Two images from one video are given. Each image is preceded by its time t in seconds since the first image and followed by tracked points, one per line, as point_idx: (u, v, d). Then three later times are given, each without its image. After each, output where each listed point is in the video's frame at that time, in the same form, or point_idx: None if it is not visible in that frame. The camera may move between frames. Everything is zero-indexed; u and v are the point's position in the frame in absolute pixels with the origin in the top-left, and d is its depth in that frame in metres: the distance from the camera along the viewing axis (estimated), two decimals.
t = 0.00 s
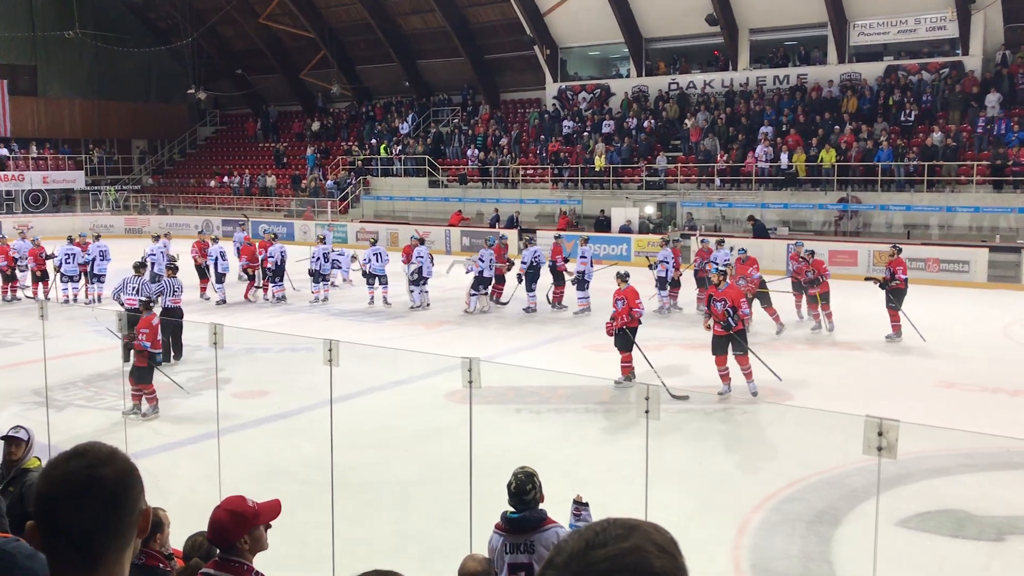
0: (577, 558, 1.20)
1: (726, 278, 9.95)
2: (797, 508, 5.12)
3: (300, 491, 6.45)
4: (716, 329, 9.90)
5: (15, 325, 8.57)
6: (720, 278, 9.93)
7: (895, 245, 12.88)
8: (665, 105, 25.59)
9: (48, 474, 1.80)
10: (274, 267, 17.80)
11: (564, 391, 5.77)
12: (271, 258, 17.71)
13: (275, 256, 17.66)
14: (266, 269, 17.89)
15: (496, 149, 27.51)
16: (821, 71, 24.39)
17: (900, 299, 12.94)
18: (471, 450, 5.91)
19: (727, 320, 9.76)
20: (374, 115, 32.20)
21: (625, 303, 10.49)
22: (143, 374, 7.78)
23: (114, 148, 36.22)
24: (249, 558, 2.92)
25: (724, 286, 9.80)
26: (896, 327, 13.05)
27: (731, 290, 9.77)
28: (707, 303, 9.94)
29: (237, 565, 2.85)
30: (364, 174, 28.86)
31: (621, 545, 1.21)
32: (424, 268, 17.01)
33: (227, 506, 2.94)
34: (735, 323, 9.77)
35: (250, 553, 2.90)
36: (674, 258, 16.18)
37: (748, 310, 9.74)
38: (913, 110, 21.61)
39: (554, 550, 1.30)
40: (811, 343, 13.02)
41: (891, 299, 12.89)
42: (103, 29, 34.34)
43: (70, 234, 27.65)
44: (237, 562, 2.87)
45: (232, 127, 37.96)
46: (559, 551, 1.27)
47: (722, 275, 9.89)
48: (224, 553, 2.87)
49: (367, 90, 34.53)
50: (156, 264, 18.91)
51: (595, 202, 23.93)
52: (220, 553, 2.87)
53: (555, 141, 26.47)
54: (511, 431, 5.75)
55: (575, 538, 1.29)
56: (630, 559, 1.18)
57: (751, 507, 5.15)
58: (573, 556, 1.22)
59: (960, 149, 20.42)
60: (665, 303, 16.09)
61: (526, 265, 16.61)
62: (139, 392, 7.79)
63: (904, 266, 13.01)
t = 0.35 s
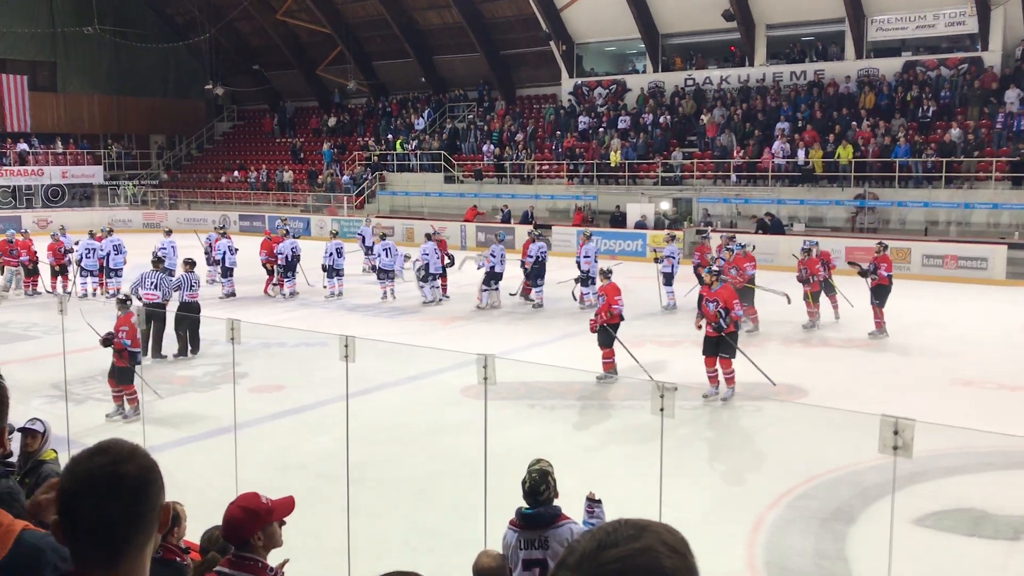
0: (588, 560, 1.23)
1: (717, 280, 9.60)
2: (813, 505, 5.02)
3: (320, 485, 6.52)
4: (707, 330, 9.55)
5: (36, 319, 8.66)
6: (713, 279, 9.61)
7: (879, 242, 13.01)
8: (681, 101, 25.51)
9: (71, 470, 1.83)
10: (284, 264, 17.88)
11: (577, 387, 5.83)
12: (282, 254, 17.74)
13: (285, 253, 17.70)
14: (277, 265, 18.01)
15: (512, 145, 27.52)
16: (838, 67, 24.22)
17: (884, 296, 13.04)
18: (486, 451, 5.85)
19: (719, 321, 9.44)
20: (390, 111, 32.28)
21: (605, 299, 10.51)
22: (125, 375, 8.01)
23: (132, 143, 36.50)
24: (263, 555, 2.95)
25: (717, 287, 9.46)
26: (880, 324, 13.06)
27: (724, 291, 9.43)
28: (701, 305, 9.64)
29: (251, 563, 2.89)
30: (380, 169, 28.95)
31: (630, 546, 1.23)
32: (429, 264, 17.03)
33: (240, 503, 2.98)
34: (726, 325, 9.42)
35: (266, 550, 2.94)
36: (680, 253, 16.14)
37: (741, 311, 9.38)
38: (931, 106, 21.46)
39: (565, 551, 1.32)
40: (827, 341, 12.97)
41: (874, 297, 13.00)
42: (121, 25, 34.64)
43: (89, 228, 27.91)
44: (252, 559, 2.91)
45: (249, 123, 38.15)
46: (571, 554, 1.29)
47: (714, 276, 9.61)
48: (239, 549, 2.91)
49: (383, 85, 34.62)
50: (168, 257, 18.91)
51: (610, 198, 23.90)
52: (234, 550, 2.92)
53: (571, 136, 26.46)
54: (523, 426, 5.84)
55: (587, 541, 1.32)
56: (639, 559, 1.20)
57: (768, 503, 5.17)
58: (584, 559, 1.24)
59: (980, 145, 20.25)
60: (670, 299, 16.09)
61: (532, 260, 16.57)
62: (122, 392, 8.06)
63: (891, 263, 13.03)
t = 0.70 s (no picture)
0: (600, 550, 1.21)
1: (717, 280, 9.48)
2: (822, 500, 5.02)
3: (331, 476, 6.56)
4: (696, 329, 9.38)
5: (47, 307, 8.68)
6: (711, 278, 9.50)
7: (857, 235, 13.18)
8: (693, 93, 25.41)
9: (82, 460, 1.83)
10: (289, 254, 17.91)
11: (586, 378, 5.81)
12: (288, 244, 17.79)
13: (291, 243, 17.75)
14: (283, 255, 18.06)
15: (522, 135, 27.47)
16: (851, 59, 24.08)
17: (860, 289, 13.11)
18: (497, 440, 5.91)
19: (708, 322, 9.26)
20: (401, 100, 32.24)
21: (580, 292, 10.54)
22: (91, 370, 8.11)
23: (143, 132, 36.58)
24: (277, 546, 2.95)
25: (713, 287, 9.36)
26: (857, 316, 13.09)
27: (720, 291, 9.34)
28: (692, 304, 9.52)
29: (268, 552, 2.88)
30: (390, 159, 28.95)
31: (639, 537, 1.21)
32: (431, 256, 17.09)
33: (257, 493, 3.01)
34: (715, 326, 9.25)
35: (280, 540, 2.94)
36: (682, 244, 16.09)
37: (732, 315, 9.27)
38: (945, 99, 21.35)
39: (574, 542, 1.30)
40: (837, 335, 12.95)
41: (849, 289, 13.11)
42: (132, 14, 34.69)
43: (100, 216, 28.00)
44: (268, 549, 2.91)
45: (259, 112, 38.17)
46: (582, 543, 1.28)
47: (711, 275, 9.50)
48: (255, 539, 2.92)
49: (393, 75, 34.60)
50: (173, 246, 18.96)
51: (621, 189, 23.77)
52: (249, 538, 2.93)
53: (581, 127, 26.40)
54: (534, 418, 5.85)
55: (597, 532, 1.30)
56: (648, 550, 1.20)
57: (777, 496, 5.15)
58: (593, 549, 1.23)
59: (994, 138, 20.10)
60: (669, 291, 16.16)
61: (533, 251, 16.69)
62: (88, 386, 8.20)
63: (867, 256, 13.27)
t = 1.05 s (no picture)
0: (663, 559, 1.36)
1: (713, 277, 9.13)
2: (832, 496, 5.08)
3: (339, 466, 6.52)
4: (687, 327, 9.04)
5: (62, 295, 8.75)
6: (707, 275, 9.14)
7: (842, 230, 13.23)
8: (708, 85, 25.33)
9: (97, 450, 1.85)
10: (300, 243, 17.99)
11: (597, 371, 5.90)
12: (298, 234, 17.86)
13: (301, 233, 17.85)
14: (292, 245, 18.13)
15: (535, 128, 27.46)
16: (868, 53, 23.95)
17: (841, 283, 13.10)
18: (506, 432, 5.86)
19: (700, 320, 8.91)
20: (415, 92, 32.27)
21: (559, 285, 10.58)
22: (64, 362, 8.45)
23: (157, 122, 36.67)
24: (298, 538, 2.96)
25: (709, 285, 9.03)
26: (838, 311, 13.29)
27: (715, 291, 9.02)
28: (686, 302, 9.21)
29: (293, 546, 2.87)
30: (403, 151, 29.00)
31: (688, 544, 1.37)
32: (442, 246, 17.13)
33: (280, 485, 3.05)
34: (707, 326, 8.91)
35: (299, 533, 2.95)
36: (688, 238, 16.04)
37: (726, 316, 8.91)
38: (962, 93, 21.20)
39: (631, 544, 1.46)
40: (849, 329, 12.93)
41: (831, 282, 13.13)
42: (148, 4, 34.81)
43: (115, 205, 28.21)
44: (292, 542, 2.90)
45: (273, 102, 38.29)
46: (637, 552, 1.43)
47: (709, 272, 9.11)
48: (276, 531, 2.93)
49: (407, 67, 34.64)
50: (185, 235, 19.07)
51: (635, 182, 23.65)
52: (273, 532, 2.94)
53: (595, 120, 26.34)
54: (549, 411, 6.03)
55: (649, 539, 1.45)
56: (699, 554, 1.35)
57: (787, 492, 5.13)
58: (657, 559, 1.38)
59: (1013, 134, 19.93)
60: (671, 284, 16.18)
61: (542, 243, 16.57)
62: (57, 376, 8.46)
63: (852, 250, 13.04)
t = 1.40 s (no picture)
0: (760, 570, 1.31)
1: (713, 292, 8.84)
2: (859, 502, 5.06)
3: (367, 472, 6.67)
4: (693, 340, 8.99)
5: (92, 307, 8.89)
6: (710, 286, 8.88)
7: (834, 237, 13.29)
8: (729, 91, 25.25)
9: (140, 462, 1.90)
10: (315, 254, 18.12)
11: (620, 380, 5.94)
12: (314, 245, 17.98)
13: (316, 245, 17.91)
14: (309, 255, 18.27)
15: (556, 136, 27.52)
16: (889, 57, 23.81)
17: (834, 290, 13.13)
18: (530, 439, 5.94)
19: (704, 335, 8.82)
20: (436, 101, 32.43)
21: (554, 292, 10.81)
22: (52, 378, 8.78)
23: (182, 134, 37.12)
24: (339, 548, 3.03)
25: (712, 298, 8.78)
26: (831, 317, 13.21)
27: (718, 304, 8.76)
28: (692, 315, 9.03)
29: (333, 555, 2.95)
30: (425, 160, 29.19)
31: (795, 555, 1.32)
32: (462, 253, 17.25)
33: (320, 496, 3.11)
34: (711, 341, 8.81)
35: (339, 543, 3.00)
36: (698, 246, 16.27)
37: (730, 330, 8.71)
38: (986, 96, 20.98)
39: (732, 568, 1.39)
40: (875, 336, 12.83)
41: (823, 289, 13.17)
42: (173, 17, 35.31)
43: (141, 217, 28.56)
44: (331, 551, 2.98)
45: (296, 114, 38.61)
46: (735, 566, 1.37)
47: (712, 284, 8.85)
48: (317, 542, 2.99)
49: (429, 76, 34.86)
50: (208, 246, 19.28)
51: (657, 189, 23.67)
52: (313, 544, 3.00)
53: (616, 127, 26.34)
54: (570, 418, 5.93)
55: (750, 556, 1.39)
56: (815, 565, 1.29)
57: (812, 500, 5.08)
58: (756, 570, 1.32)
59: None
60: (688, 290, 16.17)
61: (561, 250, 16.89)
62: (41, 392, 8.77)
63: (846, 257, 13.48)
